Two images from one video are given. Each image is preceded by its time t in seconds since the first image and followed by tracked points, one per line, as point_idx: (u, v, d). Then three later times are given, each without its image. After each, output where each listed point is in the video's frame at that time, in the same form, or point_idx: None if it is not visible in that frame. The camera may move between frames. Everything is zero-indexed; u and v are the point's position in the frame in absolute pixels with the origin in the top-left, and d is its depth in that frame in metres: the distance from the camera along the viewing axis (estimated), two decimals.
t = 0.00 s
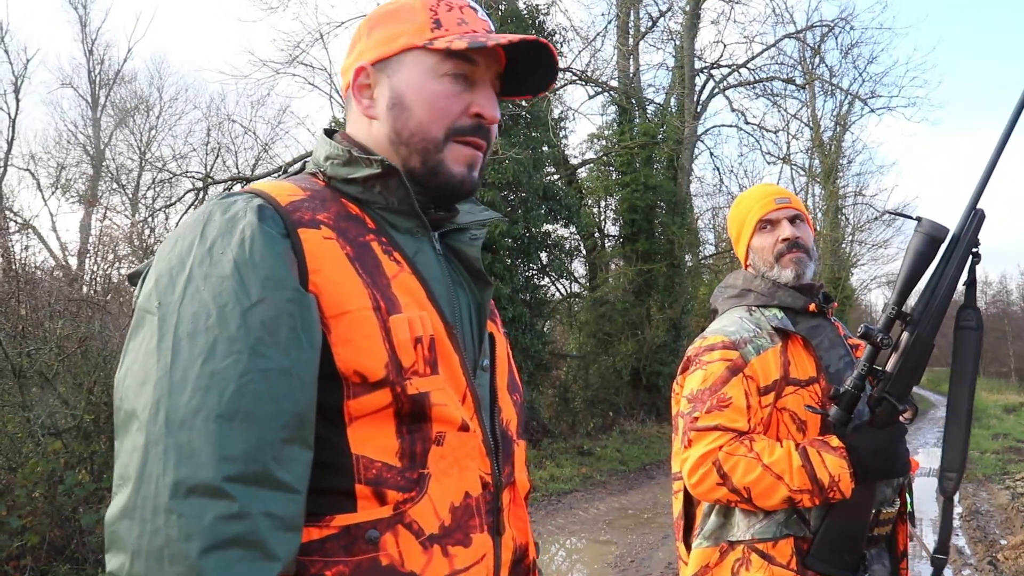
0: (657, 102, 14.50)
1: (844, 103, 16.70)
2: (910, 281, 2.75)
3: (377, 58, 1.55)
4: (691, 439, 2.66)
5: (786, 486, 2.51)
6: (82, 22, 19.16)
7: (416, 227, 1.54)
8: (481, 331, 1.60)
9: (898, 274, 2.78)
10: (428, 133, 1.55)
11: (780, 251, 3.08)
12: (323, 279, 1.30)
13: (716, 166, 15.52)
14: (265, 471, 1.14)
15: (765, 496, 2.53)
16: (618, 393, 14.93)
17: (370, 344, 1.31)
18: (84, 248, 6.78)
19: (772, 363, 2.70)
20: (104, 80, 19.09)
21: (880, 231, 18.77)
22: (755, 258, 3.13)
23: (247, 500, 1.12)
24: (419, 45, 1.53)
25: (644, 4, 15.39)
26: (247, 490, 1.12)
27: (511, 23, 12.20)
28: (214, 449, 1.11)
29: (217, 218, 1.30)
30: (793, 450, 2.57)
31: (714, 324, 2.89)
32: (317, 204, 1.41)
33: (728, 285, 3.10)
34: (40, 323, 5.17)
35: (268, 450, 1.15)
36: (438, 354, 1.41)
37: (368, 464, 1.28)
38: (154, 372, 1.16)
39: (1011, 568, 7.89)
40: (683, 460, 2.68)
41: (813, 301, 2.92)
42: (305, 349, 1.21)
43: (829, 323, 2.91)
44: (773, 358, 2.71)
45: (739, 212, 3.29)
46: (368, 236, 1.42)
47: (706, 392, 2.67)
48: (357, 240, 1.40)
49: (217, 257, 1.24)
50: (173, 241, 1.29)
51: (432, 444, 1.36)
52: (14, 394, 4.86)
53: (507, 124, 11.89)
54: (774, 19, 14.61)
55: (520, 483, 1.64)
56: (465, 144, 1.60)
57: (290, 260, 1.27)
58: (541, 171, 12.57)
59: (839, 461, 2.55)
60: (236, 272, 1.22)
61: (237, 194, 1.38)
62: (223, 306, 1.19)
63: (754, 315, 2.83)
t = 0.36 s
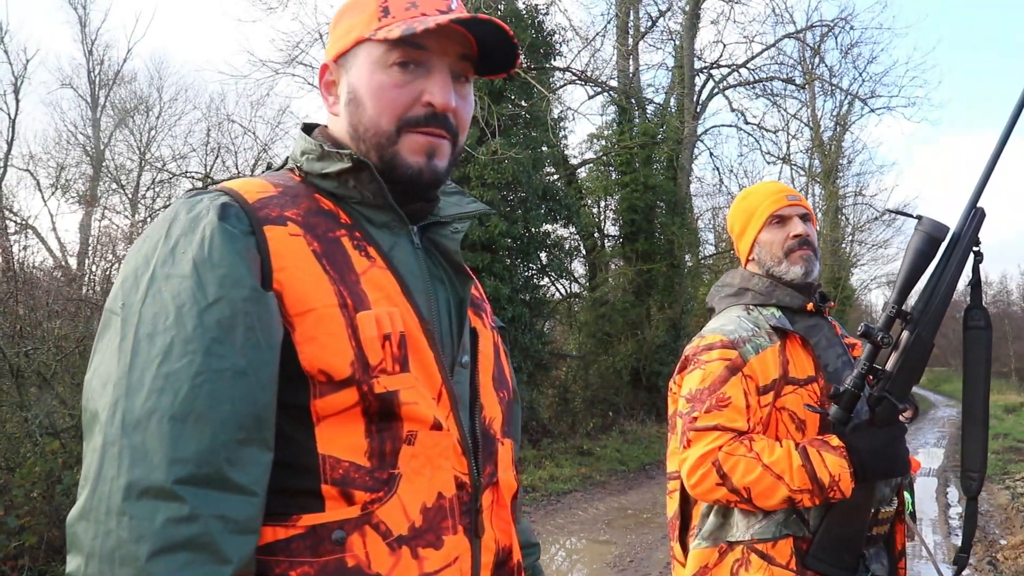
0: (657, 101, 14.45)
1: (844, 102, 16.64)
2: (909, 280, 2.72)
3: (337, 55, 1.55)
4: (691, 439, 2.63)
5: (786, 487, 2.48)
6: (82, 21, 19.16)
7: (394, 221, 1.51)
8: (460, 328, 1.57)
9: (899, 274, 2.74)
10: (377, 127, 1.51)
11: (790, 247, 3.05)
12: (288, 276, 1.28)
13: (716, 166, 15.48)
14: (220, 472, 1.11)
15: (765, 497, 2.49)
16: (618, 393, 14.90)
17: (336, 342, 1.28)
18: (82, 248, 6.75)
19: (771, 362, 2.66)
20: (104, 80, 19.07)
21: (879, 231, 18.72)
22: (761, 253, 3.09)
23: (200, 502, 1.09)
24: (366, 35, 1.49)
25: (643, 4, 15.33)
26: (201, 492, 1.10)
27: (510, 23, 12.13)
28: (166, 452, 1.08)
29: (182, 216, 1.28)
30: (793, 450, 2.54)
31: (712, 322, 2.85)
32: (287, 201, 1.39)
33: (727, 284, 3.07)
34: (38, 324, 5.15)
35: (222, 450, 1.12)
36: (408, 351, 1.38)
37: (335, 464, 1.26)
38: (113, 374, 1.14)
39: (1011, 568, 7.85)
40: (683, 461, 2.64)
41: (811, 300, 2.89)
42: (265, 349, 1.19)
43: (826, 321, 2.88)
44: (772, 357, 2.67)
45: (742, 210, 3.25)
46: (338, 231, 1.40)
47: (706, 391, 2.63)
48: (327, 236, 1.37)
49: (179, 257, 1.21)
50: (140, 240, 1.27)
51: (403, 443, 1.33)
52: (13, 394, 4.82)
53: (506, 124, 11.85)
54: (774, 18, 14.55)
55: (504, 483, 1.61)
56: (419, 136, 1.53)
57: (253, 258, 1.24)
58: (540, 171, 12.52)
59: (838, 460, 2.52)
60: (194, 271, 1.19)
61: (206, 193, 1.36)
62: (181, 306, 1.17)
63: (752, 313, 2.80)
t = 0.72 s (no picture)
0: (658, 101, 14.44)
1: (846, 102, 16.60)
2: (909, 279, 2.69)
3: (309, 48, 1.55)
4: (691, 439, 2.60)
5: (787, 487, 2.46)
6: (86, 21, 19.18)
7: (371, 215, 1.49)
8: (440, 323, 1.54)
9: (900, 274, 2.72)
10: (343, 115, 1.49)
11: (790, 242, 3.03)
12: (255, 273, 1.26)
13: (717, 165, 15.47)
14: (181, 473, 1.10)
15: (767, 496, 2.47)
16: (620, 393, 14.90)
17: (305, 339, 1.27)
18: (83, 248, 6.75)
19: (771, 361, 2.63)
20: (107, 80, 19.09)
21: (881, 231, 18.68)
22: (761, 250, 3.05)
23: (160, 504, 1.07)
24: (332, 24, 1.49)
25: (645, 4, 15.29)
26: (163, 494, 1.08)
27: (512, 23, 12.10)
28: (126, 454, 1.07)
29: (150, 214, 1.26)
30: (794, 450, 2.51)
31: (710, 321, 2.82)
32: (258, 196, 1.37)
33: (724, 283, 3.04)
34: (39, 324, 5.15)
35: (184, 450, 1.10)
36: (382, 346, 1.36)
37: (306, 463, 1.24)
38: (77, 377, 1.12)
39: (1013, 569, 7.81)
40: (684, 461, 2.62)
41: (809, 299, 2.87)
42: (228, 347, 1.17)
43: (824, 320, 2.85)
44: (771, 356, 2.64)
45: (743, 210, 3.21)
46: (310, 226, 1.38)
47: (706, 391, 2.60)
48: (298, 231, 1.35)
49: (143, 256, 1.20)
50: (110, 239, 1.26)
51: (378, 441, 1.31)
52: (14, 393, 4.78)
53: (508, 124, 11.83)
54: (776, 18, 14.51)
55: (490, 481, 1.59)
56: (386, 123, 1.50)
57: (219, 256, 1.23)
58: (542, 171, 12.52)
59: (839, 460, 2.49)
60: (157, 270, 1.18)
61: (177, 190, 1.35)
62: (144, 305, 1.15)
63: (751, 311, 2.76)
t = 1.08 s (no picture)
0: (658, 101, 14.44)
1: (845, 103, 16.59)
2: (916, 283, 2.69)
3: (309, 47, 1.54)
4: (695, 441, 2.60)
5: (792, 489, 2.46)
6: (84, 20, 19.17)
7: (369, 216, 1.49)
8: (440, 325, 1.54)
9: (907, 277, 2.72)
10: (347, 118, 1.49)
11: (806, 246, 3.01)
12: (254, 276, 1.26)
13: (716, 166, 15.47)
14: (180, 478, 1.10)
15: (773, 499, 2.47)
16: (619, 393, 14.90)
17: (304, 342, 1.26)
18: (83, 248, 6.74)
19: (775, 363, 2.62)
20: (106, 80, 19.08)
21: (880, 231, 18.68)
22: (776, 249, 3.00)
23: (159, 509, 1.07)
24: (336, 25, 1.47)
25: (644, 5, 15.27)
26: (164, 499, 1.08)
27: (512, 23, 12.09)
28: (126, 459, 1.07)
29: (147, 217, 1.26)
30: (799, 453, 2.51)
31: (713, 323, 2.82)
32: (256, 198, 1.37)
33: (724, 284, 3.04)
34: (39, 324, 5.15)
35: (184, 455, 1.10)
36: (381, 349, 1.36)
37: (307, 467, 1.24)
38: (76, 381, 1.13)
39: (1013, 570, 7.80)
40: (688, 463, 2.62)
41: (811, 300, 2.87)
42: (228, 350, 1.17)
43: (826, 322, 2.85)
44: (776, 358, 2.64)
45: (753, 208, 3.13)
46: (308, 228, 1.38)
47: (710, 393, 2.60)
48: (296, 234, 1.35)
49: (141, 260, 1.20)
50: (107, 243, 1.26)
51: (378, 444, 1.31)
52: (14, 394, 4.78)
53: (508, 125, 11.83)
54: (775, 18, 14.49)
55: (490, 483, 1.59)
56: (390, 127, 1.50)
57: (217, 259, 1.23)
58: (541, 171, 12.52)
59: (843, 462, 2.50)
60: (155, 274, 1.17)
61: (175, 192, 1.34)
62: (142, 309, 1.15)
63: (754, 314, 2.76)
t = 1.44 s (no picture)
0: (659, 102, 14.46)
1: (845, 104, 16.62)
2: (926, 286, 2.72)
3: (337, 56, 1.55)
4: (707, 446, 2.61)
5: (805, 493, 2.48)
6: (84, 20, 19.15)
7: (394, 226, 1.52)
8: (462, 335, 1.57)
9: (917, 280, 2.75)
10: (377, 131, 1.51)
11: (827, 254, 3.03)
12: (288, 286, 1.28)
13: (717, 167, 15.48)
14: (221, 485, 1.12)
15: (785, 503, 2.49)
16: (620, 394, 14.90)
17: (338, 350, 1.29)
18: (87, 249, 6.75)
19: (786, 367, 2.64)
20: (106, 81, 19.08)
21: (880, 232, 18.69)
22: (803, 253, 2.98)
23: (202, 515, 1.10)
24: (368, 37, 1.49)
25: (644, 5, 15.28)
26: (206, 504, 1.10)
27: (512, 24, 12.11)
28: (169, 464, 1.09)
29: (181, 224, 1.28)
30: (811, 456, 2.53)
31: (722, 327, 2.83)
32: (287, 207, 1.39)
33: (730, 287, 3.07)
34: (43, 325, 5.12)
35: (224, 462, 1.13)
36: (411, 358, 1.38)
37: (339, 474, 1.26)
38: (112, 386, 1.14)
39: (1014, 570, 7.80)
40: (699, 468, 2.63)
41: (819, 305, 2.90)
42: (266, 357, 1.19)
43: (834, 326, 2.88)
44: (786, 363, 2.65)
45: (770, 210, 3.06)
46: (338, 238, 1.40)
47: (721, 397, 2.61)
48: (327, 243, 1.37)
49: (178, 266, 1.21)
50: (138, 248, 1.27)
51: (408, 452, 1.33)
52: (18, 395, 4.78)
53: (509, 126, 11.85)
54: (776, 19, 14.51)
55: (508, 490, 1.62)
56: (418, 143, 1.53)
57: (253, 267, 1.25)
58: (542, 173, 12.54)
59: (855, 466, 2.52)
60: (195, 281, 1.19)
61: (205, 199, 1.36)
62: (182, 316, 1.17)
63: (762, 318, 2.77)
